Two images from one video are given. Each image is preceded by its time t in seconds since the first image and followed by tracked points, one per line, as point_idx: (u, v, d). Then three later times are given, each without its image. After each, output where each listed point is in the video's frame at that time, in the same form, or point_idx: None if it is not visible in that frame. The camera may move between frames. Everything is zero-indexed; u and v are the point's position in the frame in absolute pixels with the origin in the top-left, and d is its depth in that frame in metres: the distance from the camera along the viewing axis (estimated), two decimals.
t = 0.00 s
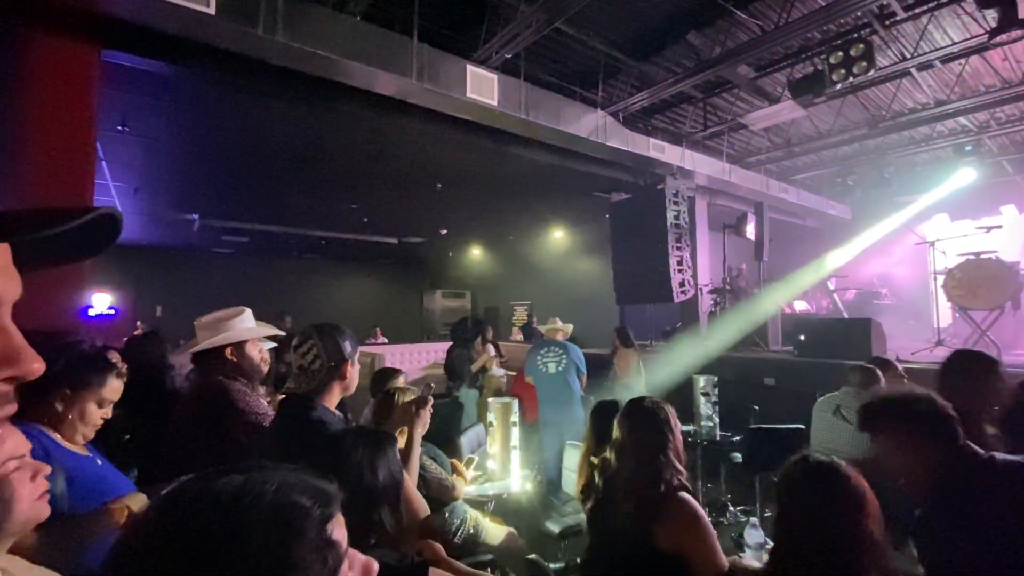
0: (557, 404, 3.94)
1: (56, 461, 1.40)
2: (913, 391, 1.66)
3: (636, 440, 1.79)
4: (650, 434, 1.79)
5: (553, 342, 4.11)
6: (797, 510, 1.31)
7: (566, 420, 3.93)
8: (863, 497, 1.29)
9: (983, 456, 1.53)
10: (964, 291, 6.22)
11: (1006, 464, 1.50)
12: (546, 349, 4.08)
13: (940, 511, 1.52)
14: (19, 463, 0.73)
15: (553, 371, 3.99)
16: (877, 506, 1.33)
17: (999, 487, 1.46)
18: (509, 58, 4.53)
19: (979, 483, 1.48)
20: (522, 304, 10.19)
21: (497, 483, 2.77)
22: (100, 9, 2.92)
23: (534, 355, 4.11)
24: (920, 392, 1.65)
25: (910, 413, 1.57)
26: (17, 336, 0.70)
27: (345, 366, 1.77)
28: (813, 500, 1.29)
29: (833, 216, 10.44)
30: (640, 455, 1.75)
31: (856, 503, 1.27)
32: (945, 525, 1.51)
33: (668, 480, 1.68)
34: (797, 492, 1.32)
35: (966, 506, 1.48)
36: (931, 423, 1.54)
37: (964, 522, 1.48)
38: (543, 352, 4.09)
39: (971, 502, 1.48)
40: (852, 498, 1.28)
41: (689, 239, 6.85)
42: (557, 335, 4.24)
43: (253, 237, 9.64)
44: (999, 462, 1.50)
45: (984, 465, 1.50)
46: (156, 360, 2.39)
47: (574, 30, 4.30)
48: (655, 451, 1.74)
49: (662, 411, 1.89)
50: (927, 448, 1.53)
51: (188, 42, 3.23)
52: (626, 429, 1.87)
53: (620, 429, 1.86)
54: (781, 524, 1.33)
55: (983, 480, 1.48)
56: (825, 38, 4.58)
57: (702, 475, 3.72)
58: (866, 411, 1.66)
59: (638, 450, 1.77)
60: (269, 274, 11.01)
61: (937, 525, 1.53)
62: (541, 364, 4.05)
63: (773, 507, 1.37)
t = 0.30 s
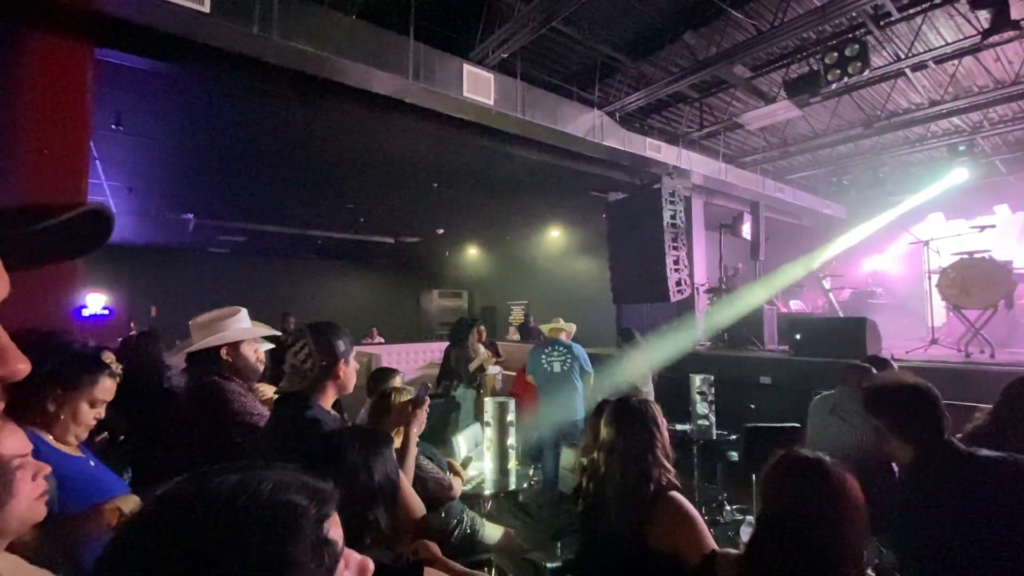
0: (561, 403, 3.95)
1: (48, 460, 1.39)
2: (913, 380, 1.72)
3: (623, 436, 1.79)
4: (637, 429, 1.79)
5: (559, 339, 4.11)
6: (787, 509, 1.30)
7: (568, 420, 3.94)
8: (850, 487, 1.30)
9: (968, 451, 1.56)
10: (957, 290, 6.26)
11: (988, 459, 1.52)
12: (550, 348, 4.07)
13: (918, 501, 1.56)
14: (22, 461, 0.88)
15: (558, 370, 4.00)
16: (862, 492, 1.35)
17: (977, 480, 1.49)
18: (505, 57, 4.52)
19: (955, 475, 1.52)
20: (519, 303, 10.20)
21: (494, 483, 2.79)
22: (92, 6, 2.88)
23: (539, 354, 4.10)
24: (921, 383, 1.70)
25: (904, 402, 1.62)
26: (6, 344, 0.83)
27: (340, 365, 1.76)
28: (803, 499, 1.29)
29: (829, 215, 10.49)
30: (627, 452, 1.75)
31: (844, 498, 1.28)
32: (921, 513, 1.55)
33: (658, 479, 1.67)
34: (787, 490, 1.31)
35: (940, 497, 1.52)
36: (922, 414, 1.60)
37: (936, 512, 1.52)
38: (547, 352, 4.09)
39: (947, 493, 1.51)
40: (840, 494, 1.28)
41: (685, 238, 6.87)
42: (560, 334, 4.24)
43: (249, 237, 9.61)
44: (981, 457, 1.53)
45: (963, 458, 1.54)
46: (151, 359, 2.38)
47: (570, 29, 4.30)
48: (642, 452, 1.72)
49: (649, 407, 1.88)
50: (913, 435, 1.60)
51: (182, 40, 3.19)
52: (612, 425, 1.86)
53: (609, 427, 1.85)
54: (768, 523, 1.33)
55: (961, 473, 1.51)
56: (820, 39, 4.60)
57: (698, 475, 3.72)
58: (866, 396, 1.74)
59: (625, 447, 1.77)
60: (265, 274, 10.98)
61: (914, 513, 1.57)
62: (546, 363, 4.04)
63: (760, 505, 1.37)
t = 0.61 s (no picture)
0: (558, 401, 3.96)
1: (29, 466, 1.36)
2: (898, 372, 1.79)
3: (609, 435, 1.81)
4: (622, 429, 1.81)
5: (556, 339, 4.12)
6: (769, 504, 1.32)
7: (563, 419, 3.95)
8: (830, 482, 1.33)
9: (938, 440, 1.61)
10: (941, 289, 6.37)
11: (958, 447, 1.57)
12: (548, 348, 4.08)
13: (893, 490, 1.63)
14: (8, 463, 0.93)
15: (556, 369, 4.00)
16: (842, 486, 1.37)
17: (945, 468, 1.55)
18: (496, 56, 4.51)
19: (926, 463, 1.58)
20: (510, 303, 10.20)
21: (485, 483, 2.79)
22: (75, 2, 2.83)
23: (536, 353, 4.09)
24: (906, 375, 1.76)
25: (885, 392, 1.71)
26: None
27: (330, 367, 1.74)
28: (786, 493, 1.31)
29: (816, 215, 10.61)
30: (613, 451, 1.77)
31: (823, 489, 1.30)
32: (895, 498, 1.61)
33: (647, 479, 1.69)
34: (770, 485, 1.33)
35: (913, 485, 1.58)
36: (902, 406, 1.67)
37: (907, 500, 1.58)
38: (545, 351, 4.08)
39: (919, 483, 1.57)
40: (819, 486, 1.30)
41: (675, 239, 6.92)
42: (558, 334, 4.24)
43: (237, 236, 9.51)
44: (950, 445, 1.58)
45: (932, 447, 1.60)
46: (136, 362, 2.35)
47: (560, 29, 4.30)
48: (630, 452, 1.74)
49: (636, 408, 1.90)
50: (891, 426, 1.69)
51: (168, 38, 3.15)
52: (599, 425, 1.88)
53: (597, 428, 1.87)
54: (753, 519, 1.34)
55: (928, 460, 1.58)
56: (807, 41, 4.65)
57: (688, 472, 3.75)
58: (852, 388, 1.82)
59: (610, 446, 1.79)
60: (254, 274, 10.87)
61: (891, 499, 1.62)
62: (544, 362, 4.03)
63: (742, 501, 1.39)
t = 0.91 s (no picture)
0: (547, 399, 3.97)
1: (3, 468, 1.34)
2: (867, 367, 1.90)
3: (591, 431, 1.83)
4: (604, 425, 1.82)
5: (544, 337, 4.11)
6: (745, 504, 1.40)
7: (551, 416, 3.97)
8: (790, 471, 1.43)
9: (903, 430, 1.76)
10: (916, 285, 6.54)
11: (919, 436, 1.72)
12: (536, 346, 4.07)
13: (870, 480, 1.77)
14: None
15: (544, 368, 4.00)
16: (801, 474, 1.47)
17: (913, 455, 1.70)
18: (481, 54, 4.50)
19: (895, 452, 1.73)
20: (496, 301, 10.20)
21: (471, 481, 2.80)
22: None
23: (524, 351, 4.08)
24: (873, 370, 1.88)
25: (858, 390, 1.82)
26: None
27: (310, 367, 1.71)
28: (753, 491, 1.40)
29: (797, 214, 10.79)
30: (595, 448, 1.78)
31: (785, 480, 1.41)
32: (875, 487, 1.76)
33: (629, 476, 1.71)
34: (744, 485, 1.41)
35: (892, 476, 1.72)
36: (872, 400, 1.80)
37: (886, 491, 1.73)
38: (533, 349, 4.07)
39: (896, 473, 1.71)
40: (781, 477, 1.41)
41: (660, 237, 6.98)
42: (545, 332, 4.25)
43: (218, 234, 9.34)
44: (912, 434, 1.73)
45: (898, 439, 1.74)
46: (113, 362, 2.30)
47: (546, 27, 4.30)
48: (612, 448, 1.76)
49: (620, 405, 1.92)
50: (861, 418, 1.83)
51: (146, 30, 3.07)
52: (582, 421, 1.90)
53: (579, 425, 1.89)
54: (729, 517, 1.43)
55: (896, 449, 1.73)
56: (789, 42, 4.72)
57: (673, 467, 3.80)
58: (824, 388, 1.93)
59: (591, 442, 1.80)
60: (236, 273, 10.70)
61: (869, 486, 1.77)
62: (532, 360, 4.03)
63: (713, 494, 1.49)
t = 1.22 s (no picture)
0: (533, 397, 4.00)
1: None
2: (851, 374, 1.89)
3: (576, 426, 1.85)
4: (589, 421, 1.84)
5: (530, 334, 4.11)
6: (726, 496, 1.44)
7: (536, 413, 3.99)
8: (769, 465, 1.47)
9: (890, 439, 1.68)
10: (891, 283, 6.69)
11: (909, 446, 1.65)
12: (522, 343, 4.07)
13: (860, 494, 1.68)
14: None
15: (529, 364, 4.02)
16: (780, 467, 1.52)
17: (902, 467, 1.61)
18: (465, 50, 4.47)
19: (883, 463, 1.65)
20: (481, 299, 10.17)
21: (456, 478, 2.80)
22: None
23: (509, 348, 4.09)
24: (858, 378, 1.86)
25: (840, 397, 1.80)
26: None
27: (289, 366, 1.68)
28: (730, 483, 1.44)
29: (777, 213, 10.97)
30: (578, 443, 1.80)
31: (764, 473, 1.45)
32: (867, 501, 1.65)
33: (613, 471, 1.72)
34: (725, 479, 1.46)
35: (882, 492, 1.63)
36: (853, 407, 1.77)
37: (878, 507, 1.62)
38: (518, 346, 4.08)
39: (888, 489, 1.62)
40: (760, 470, 1.45)
41: (643, 236, 7.14)
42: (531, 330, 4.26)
43: (197, 231, 9.15)
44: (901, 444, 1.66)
45: (886, 451, 1.66)
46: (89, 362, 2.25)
47: (529, 25, 4.29)
48: (593, 441, 1.78)
49: (605, 402, 1.95)
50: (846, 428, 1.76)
51: (119, 22, 2.99)
52: (567, 416, 1.92)
53: (562, 419, 1.91)
54: (709, 509, 1.46)
55: (885, 462, 1.64)
56: (768, 43, 4.79)
57: (655, 462, 3.83)
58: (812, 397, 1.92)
59: (576, 437, 1.82)
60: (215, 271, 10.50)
61: (860, 501, 1.67)
62: (518, 358, 4.04)
63: (693, 489, 1.53)
